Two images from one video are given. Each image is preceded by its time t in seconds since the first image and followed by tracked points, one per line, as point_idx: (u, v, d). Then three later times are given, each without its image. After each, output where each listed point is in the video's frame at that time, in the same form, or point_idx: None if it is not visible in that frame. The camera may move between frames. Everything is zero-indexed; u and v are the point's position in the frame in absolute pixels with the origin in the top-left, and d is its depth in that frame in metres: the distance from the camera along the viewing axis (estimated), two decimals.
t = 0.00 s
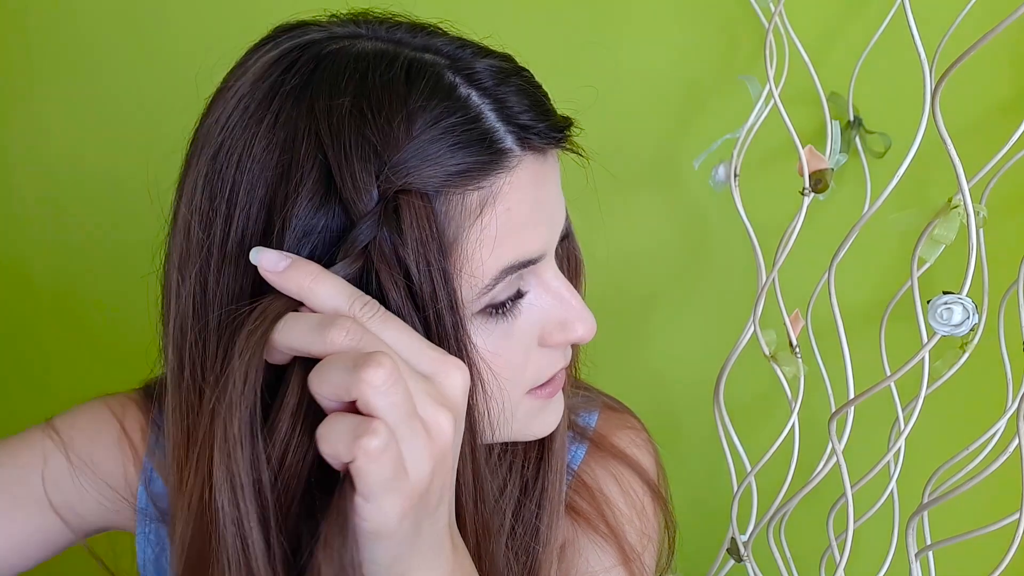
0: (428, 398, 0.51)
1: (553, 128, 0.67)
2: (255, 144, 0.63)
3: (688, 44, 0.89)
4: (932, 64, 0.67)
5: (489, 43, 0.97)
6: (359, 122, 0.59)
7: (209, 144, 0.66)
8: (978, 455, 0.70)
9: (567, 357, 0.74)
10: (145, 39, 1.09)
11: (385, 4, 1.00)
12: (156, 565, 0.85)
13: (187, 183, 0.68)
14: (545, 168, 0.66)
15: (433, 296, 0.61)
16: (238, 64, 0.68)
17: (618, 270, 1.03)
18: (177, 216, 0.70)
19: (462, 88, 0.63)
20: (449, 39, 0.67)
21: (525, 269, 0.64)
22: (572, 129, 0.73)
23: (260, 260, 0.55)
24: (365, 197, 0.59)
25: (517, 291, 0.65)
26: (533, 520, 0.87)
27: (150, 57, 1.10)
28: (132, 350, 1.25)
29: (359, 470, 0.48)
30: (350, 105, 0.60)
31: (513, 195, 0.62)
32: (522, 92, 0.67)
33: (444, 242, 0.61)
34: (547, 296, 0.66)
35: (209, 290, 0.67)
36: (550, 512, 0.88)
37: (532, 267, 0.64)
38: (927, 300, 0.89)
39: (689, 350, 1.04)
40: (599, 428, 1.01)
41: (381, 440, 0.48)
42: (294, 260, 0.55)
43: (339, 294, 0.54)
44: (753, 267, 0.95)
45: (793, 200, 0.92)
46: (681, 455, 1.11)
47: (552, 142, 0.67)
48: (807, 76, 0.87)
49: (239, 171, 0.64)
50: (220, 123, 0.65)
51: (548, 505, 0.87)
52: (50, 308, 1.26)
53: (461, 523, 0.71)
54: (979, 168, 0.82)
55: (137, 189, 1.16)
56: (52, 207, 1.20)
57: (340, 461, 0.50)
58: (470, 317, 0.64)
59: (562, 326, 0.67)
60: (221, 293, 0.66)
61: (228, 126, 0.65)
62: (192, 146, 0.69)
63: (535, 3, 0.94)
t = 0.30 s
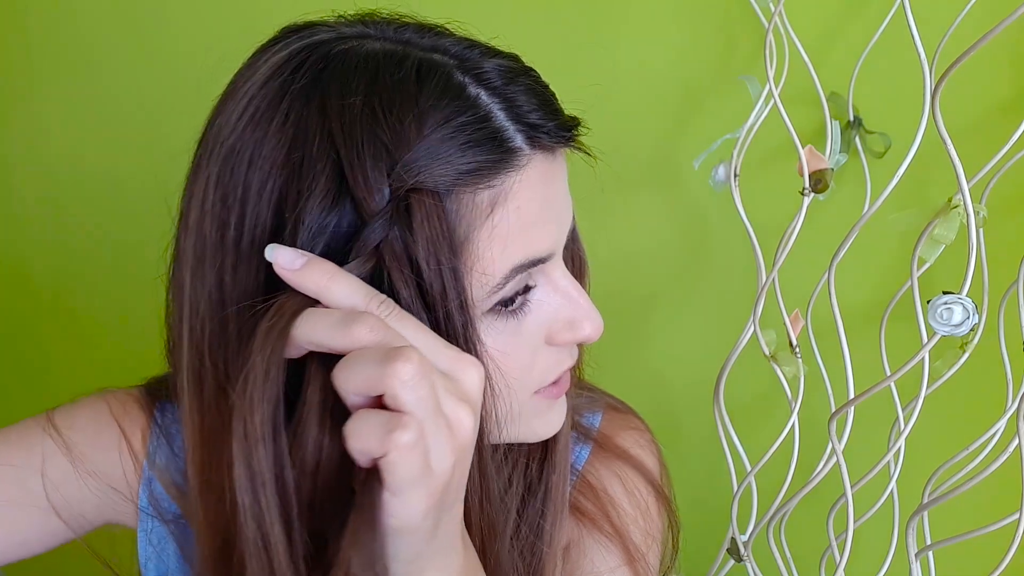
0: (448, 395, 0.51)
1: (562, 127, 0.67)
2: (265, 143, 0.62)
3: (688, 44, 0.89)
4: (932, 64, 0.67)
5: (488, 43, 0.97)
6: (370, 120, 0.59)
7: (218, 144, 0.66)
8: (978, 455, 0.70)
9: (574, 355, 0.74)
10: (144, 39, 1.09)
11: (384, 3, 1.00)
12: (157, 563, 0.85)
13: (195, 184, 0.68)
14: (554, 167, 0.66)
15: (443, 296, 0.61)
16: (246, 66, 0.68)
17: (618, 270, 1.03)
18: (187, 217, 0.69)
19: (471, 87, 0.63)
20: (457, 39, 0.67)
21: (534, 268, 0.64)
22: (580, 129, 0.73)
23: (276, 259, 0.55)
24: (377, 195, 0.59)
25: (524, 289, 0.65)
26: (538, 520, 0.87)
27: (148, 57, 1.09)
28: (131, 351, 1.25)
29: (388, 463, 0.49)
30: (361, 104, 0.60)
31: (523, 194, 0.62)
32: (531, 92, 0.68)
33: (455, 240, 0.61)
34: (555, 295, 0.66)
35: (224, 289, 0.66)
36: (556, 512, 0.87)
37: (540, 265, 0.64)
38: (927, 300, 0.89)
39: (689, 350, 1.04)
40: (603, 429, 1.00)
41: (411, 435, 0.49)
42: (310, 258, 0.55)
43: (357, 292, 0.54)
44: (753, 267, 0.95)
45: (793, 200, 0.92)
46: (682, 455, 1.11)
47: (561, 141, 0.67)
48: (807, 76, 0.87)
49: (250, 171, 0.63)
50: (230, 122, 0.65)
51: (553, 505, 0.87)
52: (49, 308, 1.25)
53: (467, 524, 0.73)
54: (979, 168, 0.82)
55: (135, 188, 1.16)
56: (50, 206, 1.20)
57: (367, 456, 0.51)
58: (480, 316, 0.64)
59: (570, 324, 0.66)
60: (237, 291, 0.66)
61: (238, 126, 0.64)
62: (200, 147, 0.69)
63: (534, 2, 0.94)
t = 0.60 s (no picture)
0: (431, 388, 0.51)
1: (553, 127, 0.68)
2: (256, 141, 0.63)
3: (688, 44, 0.89)
4: (931, 65, 0.67)
5: (489, 43, 0.97)
6: (358, 120, 0.59)
7: (210, 144, 0.66)
8: (978, 455, 0.70)
9: (568, 355, 0.74)
10: (146, 41, 1.09)
11: (385, 4, 1.00)
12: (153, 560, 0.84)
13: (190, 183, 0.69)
14: (545, 166, 0.66)
15: (429, 297, 0.60)
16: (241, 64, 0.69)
17: (618, 270, 1.03)
18: (182, 214, 0.70)
19: (462, 87, 0.63)
20: (450, 39, 0.68)
21: (525, 267, 0.64)
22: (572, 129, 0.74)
23: (259, 263, 0.56)
24: (363, 194, 0.58)
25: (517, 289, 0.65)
26: (533, 518, 0.87)
27: (150, 58, 1.10)
28: (133, 350, 1.25)
29: (375, 459, 0.49)
30: (351, 104, 0.60)
31: (514, 193, 0.63)
32: (522, 92, 0.68)
33: (443, 240, 0.60)
34: (548, 294, 0.66)
35: (219, 287, 0.66)
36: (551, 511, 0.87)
37: (532, 264, 0.64)
38: (927, 301, 0.89)
39: (689, 350, 1.04)
40: (600, 427, 1.01)
41: (398, 430, 0.48)
42: (292, 261, 0.56)
43: (339, 292, 0.55)
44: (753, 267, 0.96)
45: (793, 200, 0.92)
46: (682, 455, 1.11)
47: (552, 141, 0.68)
48: (807, 76, 0.87)
49: (240, 170, 0.64)
50: (223, 122, 0.66)
51: (547, 504, 0.87)
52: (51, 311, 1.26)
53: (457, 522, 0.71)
54: (979, 168, 0.82)
55: (136, 189, 1.16)
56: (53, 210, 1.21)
57: (353, 454, 0.50)
58: (469, 316, 0.63)
59: (562, 323, 0.67)
60: (232, 290, 0.65)
61: (230, 125, 0.65)
62: (194, 146, 0.69)
63: (535, 3, 0.94)
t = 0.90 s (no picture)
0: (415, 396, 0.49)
1: (541, 128, 0.68)
2: (240, 144, 0.63)
3: (688, 44, 0.89)
4: (931, 65, 0.67)
5: (489, 43, 0.97)
6: (343, 125, 0.59)
7: (196, 147, 0.66)
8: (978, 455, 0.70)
9: (558, 358, 0.74)
10: (148, 41, 1.10)
11: (385, 5, 1.01)
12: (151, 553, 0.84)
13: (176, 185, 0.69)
14: (533, 169, 0.66)
15: (415, 300, 0.61)
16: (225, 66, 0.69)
17: (618, 270, 1.03)
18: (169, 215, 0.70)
19: (448, 89, 0.63)
20: (437, 39, 0.68)
21: (513, 274, 0.64)
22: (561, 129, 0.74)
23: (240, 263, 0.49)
24: (348, 200, 0.59)
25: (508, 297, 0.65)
26: (520, 522, 0.88)
27: (152, 58, 1.10)
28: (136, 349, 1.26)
29: (360, 473, 0.45)
30: (335, 108, 0.60)
31: (500, 197, 0.62)
32: (509, 92, 0.68)
33: (428, 245, 0.61)
34: (538, 298, 0.66)
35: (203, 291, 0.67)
36: (539, 515, 0.88)
37: (521, 270, 0.64)
38: (927, 300, 0.89)
39: (690, 350, 1.04)
40: (592, 429, 1.00)
41: (385, 443, 0.44)
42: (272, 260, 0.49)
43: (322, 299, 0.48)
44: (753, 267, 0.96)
45: (793, 200, 0.92)
46: (682, 455, 1.11)
47: (540, 142, 0.67)
48: (807, 76, 0.87)
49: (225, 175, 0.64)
50: (208, 125, 0.66)
51: (537, 507, 0.88)
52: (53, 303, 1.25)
53: (439, 529, 0.74)
54: (979, 168, 0.82)
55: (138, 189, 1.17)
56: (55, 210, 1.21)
57: (336, 465, 0.46)
58: (458, 320, 0.64)
59: (553, 326, 0.67)
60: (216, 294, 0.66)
61: (215, 129, 0.65)
62: (180, 148, 0.70)
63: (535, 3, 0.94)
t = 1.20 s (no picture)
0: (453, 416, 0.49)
1: (562, 135, 0.68)
2: (263, 152, 0.62)
3: (687, 44, 0.89)
4: (932, 64, 0.67)
5: (488, 43, 0.97)
6: (369, 134, 0.59)
7: (215, 155, 0.65)
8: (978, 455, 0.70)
9: (573, 363, 0.74)
10: (147, 41, 1.10)
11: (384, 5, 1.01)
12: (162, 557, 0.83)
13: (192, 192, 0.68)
14: (554, 176, 0.66)
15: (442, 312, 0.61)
16: (242, 72, 0.68)
17: (618, 270, 1.03)
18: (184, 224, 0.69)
19: (471, 96, 0.63)
20: (455, 45, 0.67)
21: (534, 281, 0.64)
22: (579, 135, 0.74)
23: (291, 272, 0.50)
24: (376, 211, 0.58)
25: (528, 304, 0.65)
26: (532, 527, 0.87)
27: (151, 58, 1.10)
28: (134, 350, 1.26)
29: (404, 490, 0.47)
30: (361, 117, 0.59)
31: (524, 204, 0.62)
32: (530, 99, 0.68)
33: (455, 255, 0.60)
34: (556, 304, 0.66)
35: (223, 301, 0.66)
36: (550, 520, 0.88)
37: (541, 278, 0.64)
38: (928, 300, 0.89)
39: (690, 350, 1.04)
40: (598, 432, 1.00)
41: (431, 460, 0.46)
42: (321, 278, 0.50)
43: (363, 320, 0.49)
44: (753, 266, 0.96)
45: (793, 200, 0.92)
46: (682, 455, 1.11)
47: (560, 150, 0.67)
48: (807, 76, 0.87)
49: (248, 184, 0.63)
50: (228, 132, 0.65)
51: (548, 512, 0.88)
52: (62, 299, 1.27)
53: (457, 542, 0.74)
54: (979, 167, 0.82)
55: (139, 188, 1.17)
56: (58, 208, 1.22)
57: (381, 483, 0.48)
58: (480, 329, 0.64)
59: (570, 332, 0.67)
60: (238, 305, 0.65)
61: (236, 137, 0.64)
62: (196, 155, 0.68)
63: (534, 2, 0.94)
